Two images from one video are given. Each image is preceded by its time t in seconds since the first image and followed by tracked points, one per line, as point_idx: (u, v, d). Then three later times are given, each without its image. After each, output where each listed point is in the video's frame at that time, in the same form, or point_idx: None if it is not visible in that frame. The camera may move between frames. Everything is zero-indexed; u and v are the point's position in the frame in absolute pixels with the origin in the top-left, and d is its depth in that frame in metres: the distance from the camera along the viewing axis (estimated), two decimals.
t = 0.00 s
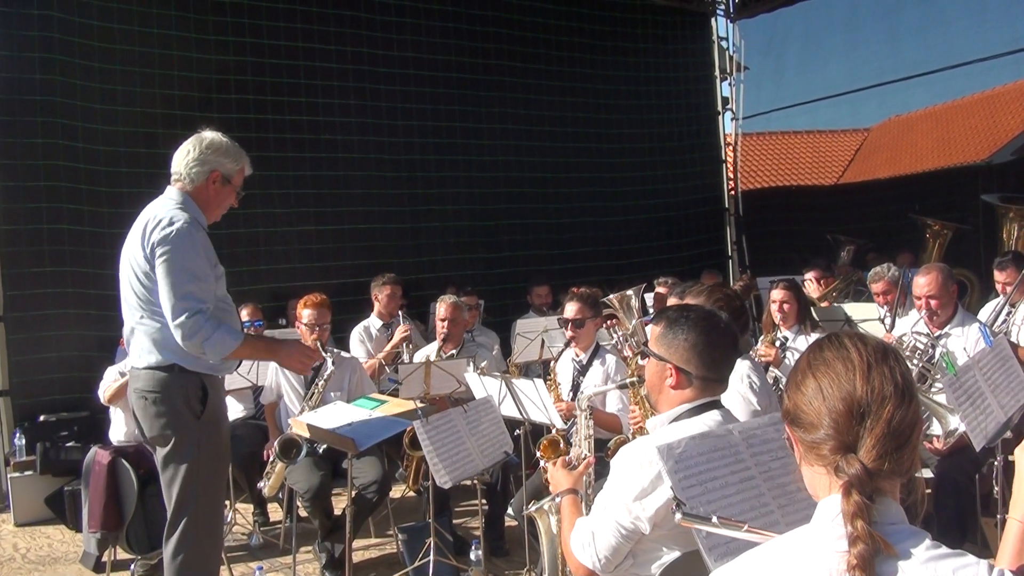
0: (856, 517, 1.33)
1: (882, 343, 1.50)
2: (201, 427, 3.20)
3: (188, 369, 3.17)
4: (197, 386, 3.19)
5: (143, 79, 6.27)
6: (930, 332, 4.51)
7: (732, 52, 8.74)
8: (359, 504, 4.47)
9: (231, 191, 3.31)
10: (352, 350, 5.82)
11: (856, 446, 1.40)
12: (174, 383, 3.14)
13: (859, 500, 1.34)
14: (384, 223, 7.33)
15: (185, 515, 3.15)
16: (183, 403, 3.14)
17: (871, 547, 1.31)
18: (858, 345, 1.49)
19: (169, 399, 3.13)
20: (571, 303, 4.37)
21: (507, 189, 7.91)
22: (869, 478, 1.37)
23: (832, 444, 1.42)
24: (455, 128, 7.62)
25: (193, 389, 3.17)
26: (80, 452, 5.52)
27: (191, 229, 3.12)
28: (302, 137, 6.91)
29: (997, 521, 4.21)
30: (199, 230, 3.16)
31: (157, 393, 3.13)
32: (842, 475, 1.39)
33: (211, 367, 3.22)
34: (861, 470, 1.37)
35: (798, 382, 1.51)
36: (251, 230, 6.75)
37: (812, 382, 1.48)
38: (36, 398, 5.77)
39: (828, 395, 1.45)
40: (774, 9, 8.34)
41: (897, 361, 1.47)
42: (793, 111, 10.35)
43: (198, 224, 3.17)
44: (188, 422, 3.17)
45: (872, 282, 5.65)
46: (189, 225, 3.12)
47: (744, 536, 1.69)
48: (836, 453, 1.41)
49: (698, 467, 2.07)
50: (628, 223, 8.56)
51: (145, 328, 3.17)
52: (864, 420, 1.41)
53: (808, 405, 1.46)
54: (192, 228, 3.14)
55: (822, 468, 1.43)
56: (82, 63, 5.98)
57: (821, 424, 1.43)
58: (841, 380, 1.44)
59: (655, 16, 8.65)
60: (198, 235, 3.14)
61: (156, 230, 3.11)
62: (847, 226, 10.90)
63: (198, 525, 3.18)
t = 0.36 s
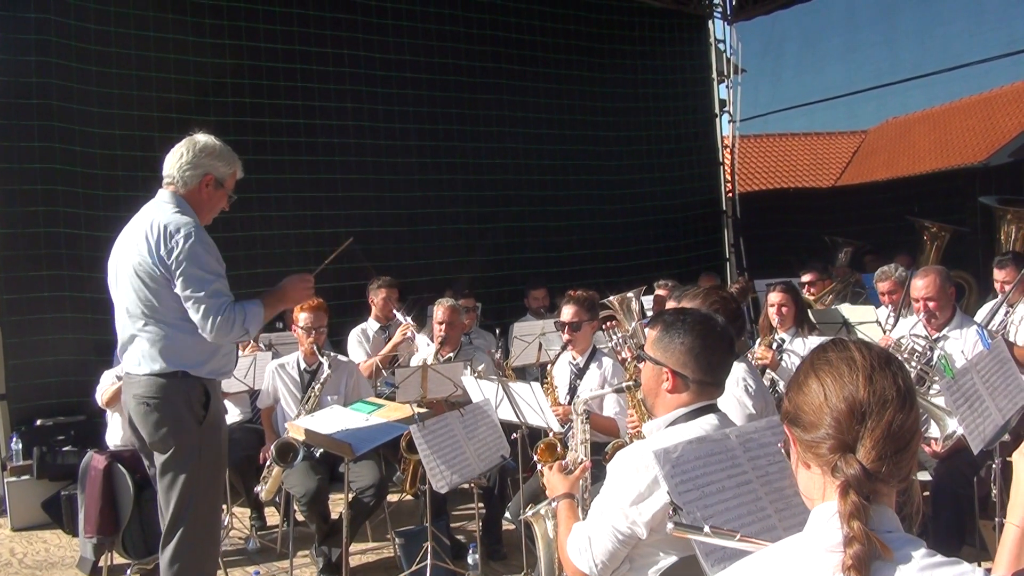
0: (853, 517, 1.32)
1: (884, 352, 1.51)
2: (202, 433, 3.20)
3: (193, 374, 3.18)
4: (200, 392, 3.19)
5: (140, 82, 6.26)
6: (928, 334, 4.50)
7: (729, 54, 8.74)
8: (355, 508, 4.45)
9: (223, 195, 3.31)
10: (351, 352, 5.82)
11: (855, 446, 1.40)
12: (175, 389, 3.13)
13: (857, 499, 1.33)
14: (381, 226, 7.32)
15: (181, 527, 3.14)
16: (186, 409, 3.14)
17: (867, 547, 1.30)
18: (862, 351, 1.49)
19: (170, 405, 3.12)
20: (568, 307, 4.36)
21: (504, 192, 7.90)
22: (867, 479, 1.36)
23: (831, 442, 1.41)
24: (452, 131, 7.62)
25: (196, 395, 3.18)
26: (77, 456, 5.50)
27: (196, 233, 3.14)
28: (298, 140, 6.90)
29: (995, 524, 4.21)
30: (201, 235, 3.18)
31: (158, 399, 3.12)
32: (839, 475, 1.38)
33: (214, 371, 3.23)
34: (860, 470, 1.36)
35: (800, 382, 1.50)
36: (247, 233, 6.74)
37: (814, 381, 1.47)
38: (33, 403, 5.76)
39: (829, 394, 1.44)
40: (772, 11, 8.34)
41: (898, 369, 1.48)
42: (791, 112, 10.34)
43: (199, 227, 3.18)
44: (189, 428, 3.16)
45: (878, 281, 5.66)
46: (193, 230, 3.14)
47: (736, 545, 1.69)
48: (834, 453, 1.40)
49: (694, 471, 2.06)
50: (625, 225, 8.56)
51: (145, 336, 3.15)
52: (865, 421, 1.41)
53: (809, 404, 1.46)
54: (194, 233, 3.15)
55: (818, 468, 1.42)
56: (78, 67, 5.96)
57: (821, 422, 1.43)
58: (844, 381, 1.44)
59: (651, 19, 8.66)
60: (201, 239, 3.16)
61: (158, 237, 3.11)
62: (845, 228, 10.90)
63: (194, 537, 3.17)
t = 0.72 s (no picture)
0: (844, 514, 1.32)
1: (877, 358, 1.52)
2: (197, 435, 3.20)
3: (188, 375, 3.18)
4: (194, 394, 3.19)
5: (136, 86, 6.25)
6: (925, 336, 4.50)
7: (726, 56, 8.75)
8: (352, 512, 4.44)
9: (211, 195, 3.31)
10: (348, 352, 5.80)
11: (847, 444, 1.40)
12: (169, 391, 3.13)
13: (848, 496, 1.33)
14: (378, 228, 7.31)
15: (177, 527, 3.14)
16: (179, 412, 3.13)
17: (860, 543, 1.29)
18: (854, 355, 1.51)
19: (164, 407, 3.12)
20: (565, 309, 4.36)
21: (501, 194, 7.90)
22: (859, 476, 1.36)
23: (823, 441, 1.41)
24: (449, 133, 7.62)
25: (190, 397, 3.18)
26: (73, 460, 5.49)
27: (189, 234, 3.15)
28: (295, 143, 6.89)
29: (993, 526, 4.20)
30: (194, 235, 3.18)
31: (152, 401, 3.11)
32: (831, 474, 1.39)
33: (208, 372, 3.23)
34: (852, 468, 1.36)
35: (794, 387, 1.52)
36: (243, 236, 6.73)
37: (806, 384, 1.49)
38: (29, 406, 5.75)
39: (821, 396, 1.45)
40: (768, 13, 8.36)
41: (890, 373, 1.49)
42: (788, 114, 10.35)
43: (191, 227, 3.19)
44: (184, 429, 3.16)
45: (886, 281, 5.65)
46: (186, 230, 3.15)
47: (729, 553, 1.70)
48: (827, 452, 1.41)
49: (691, 475, 2.06)
50: (622, 228, 8.55)
51: (138, 339, 3.14)
52: (856, 419, 1.41)
53: (803, 405, 1.47)
54: (186, 235, 3.15)
55: (811, 469, 1.42)
56: (75, 70, 5.96)
57: (814, 422, 1.44)
58: (836, 383, 1.45)
59: (648, 21, 8.67)
60: (196, 239, 3.16)
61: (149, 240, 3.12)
62: (842, 230, 10.91)
63: (190, 537, 3.17)
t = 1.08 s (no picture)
0: (841, 515, 1.32)
1: (872, 360, 1.52)
2: (198, 436, 3.21)
3: (191, 376, 3.19)
4: (194, 396, 3.20)
5: (132, 89, 6.24)
6: (922, 337, 4.51)
7: (721, 58, 8.76)
8: (349, 515, 4.44)
9: (196, 191, 3.33)
10: (344, 355, 5.80)
11: (844, 445, 1.40)
12: (169, 393, 3.14)
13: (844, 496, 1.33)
14: (375, 230, 7.31)
15: (177, 529, 3.14)
16: (180, 413, 3.14)
17: (856, 542, 1.30)
18: (849, 358, 1.51)
19: (165, 408, 3.13)
20: (562, 311, 4.35)
21: (498, 196, 7.90)
22: (856, 476, 1.36)
23: (820, 442, 1.41)
24: (444, 135, 7.61)
25: (191, 399, 3.19)
26: (71, 464, 5.48)
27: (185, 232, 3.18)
28: (291, 146, 6.89)
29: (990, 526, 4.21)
30: (192, 234, 3.22)
31: (153, 403, 3.12)
32: (828, 475, 1.38)
33: (210, 371, 3.24)
34: (848, 468, 1.36)
35: (789, 391, 1.52)
36: (239, 239, 6.72)
37: (802, 386, 1.49)
38: (27, 410, 5.74)
39: (817, 398, 1.45)
40: (763, 15, 8.37)
41: (885, 374, 1.49)
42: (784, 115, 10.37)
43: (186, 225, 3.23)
44: (185, 431, 3.17)
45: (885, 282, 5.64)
46: (182, 228, 3.18)
47: (726, 556, 1.71)
48: (823, 452, 1.40)
49: (688, 477, 2.06)
50: (618, 229, 8.55)
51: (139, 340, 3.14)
52: (852, 420, 1.41)
53: (799, 407, 1.47)
54: (185, 234, 3.18)
55: (809, 471, 1.42)
56: (71, 74, 5.96)
57: (811, 424, 1.43)
58: (832, 385, 1.46)
59: (643, 22, 8.67)
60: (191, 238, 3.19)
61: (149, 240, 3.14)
62: (839, 231, 10.92)
63: (190, 540, 3.17)
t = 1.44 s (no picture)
0: (841, 514, 1.32)
1: (868, 362, 1.53)
2: (195, 439, 3.21)
3: (189, 378, 3.20)
4: (192, 399, 3.21)
5: (129, 94, 6.24)
6: (919, 337, 4.51)
7: (718, 59, 8.77)
8: (349, 518, 4.44)
9: (190, 195, 3.35)
10: (343, 359, 5.80)
11: (843, 445, 1.40)
12: (167, 397, 3.14)
13: (844, 496, 1.33)
14: (373, 233, 7.31)
15: (176, 533, 3.14)
16: (178, 416, 3.15)
17: (856, 542, 1.29)
18: (845, 360, 1.52)
19: (164, 412, 3.13)
20: (561, 313, 4.36)
21: (495, 199, 7.90)
22: (855, 476, 1.36)
23: (817, 443, 1.41)
24: (441, 137, 7.61)
25: (188, 402, 3.19)
26: (71, 469, 5.47)
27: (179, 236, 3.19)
28: (288, 149, 6.89)
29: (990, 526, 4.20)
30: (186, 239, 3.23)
31: (150, 406, 3.12)
32: (827, 475, 1.38)
33: (207, 374, 3.26)
34: (848, 468, 1.36)
35: (787, 393, 1.52)
36: (237, 243, 6.71)
37: (800, 388, 1.49)
38: (26, 416, 5.74)
39: (815, 399, 1.46)
40: (760, 16, 8.38)
41: (882, 376, 1.49)
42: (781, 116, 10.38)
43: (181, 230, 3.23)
44: (183, 434, 3.18)
45: (882, 282, 5.65)
46: (178, 233, 3.19)
47: (725, 559, 1.71)
48: (822, 453, 1.41)
49: (688, 479, 2.06)
50: (616, 230, 8.56)
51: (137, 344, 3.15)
52: (850, 420, 1.41)
53: (797, 409, 1.47)
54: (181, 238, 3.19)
55: (808, 471, 1.42)
56: (69, 79, 5.96)
57: (810, 425, 1.43)
58: (829, 385, 1.46)
59: (640, 24, 8.69)
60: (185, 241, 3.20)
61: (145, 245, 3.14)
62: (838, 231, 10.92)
63: (189, 543, 3.16)
